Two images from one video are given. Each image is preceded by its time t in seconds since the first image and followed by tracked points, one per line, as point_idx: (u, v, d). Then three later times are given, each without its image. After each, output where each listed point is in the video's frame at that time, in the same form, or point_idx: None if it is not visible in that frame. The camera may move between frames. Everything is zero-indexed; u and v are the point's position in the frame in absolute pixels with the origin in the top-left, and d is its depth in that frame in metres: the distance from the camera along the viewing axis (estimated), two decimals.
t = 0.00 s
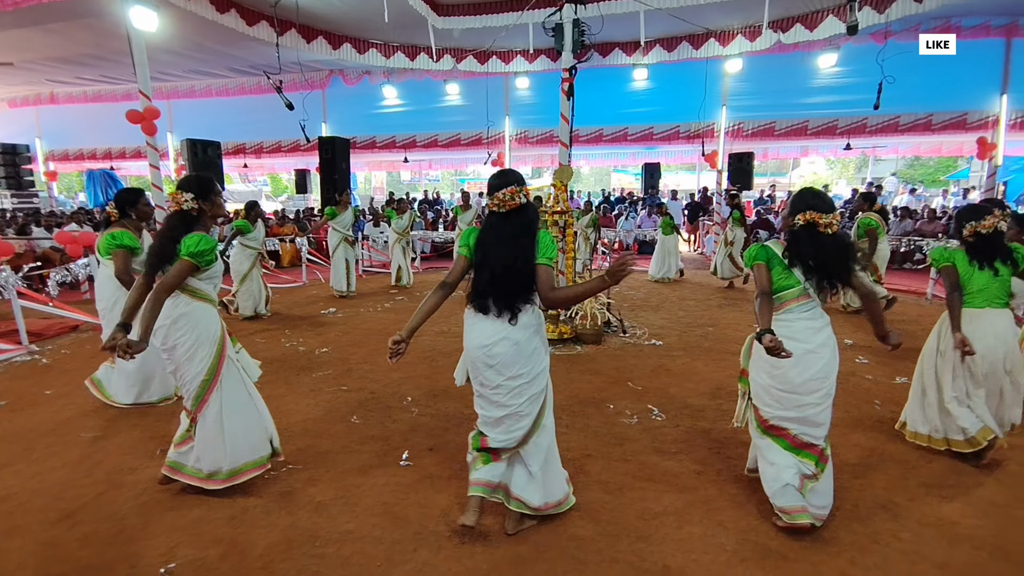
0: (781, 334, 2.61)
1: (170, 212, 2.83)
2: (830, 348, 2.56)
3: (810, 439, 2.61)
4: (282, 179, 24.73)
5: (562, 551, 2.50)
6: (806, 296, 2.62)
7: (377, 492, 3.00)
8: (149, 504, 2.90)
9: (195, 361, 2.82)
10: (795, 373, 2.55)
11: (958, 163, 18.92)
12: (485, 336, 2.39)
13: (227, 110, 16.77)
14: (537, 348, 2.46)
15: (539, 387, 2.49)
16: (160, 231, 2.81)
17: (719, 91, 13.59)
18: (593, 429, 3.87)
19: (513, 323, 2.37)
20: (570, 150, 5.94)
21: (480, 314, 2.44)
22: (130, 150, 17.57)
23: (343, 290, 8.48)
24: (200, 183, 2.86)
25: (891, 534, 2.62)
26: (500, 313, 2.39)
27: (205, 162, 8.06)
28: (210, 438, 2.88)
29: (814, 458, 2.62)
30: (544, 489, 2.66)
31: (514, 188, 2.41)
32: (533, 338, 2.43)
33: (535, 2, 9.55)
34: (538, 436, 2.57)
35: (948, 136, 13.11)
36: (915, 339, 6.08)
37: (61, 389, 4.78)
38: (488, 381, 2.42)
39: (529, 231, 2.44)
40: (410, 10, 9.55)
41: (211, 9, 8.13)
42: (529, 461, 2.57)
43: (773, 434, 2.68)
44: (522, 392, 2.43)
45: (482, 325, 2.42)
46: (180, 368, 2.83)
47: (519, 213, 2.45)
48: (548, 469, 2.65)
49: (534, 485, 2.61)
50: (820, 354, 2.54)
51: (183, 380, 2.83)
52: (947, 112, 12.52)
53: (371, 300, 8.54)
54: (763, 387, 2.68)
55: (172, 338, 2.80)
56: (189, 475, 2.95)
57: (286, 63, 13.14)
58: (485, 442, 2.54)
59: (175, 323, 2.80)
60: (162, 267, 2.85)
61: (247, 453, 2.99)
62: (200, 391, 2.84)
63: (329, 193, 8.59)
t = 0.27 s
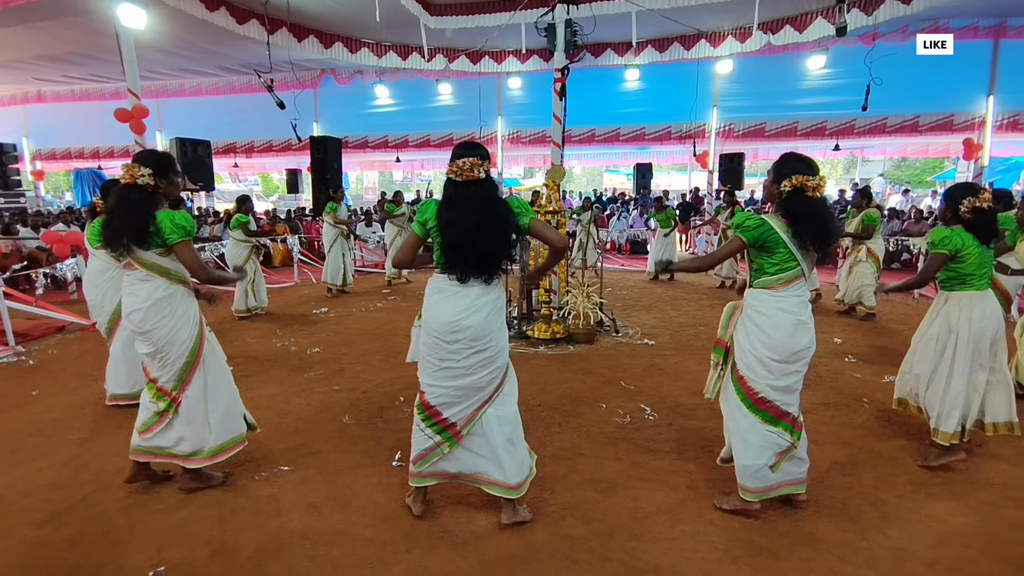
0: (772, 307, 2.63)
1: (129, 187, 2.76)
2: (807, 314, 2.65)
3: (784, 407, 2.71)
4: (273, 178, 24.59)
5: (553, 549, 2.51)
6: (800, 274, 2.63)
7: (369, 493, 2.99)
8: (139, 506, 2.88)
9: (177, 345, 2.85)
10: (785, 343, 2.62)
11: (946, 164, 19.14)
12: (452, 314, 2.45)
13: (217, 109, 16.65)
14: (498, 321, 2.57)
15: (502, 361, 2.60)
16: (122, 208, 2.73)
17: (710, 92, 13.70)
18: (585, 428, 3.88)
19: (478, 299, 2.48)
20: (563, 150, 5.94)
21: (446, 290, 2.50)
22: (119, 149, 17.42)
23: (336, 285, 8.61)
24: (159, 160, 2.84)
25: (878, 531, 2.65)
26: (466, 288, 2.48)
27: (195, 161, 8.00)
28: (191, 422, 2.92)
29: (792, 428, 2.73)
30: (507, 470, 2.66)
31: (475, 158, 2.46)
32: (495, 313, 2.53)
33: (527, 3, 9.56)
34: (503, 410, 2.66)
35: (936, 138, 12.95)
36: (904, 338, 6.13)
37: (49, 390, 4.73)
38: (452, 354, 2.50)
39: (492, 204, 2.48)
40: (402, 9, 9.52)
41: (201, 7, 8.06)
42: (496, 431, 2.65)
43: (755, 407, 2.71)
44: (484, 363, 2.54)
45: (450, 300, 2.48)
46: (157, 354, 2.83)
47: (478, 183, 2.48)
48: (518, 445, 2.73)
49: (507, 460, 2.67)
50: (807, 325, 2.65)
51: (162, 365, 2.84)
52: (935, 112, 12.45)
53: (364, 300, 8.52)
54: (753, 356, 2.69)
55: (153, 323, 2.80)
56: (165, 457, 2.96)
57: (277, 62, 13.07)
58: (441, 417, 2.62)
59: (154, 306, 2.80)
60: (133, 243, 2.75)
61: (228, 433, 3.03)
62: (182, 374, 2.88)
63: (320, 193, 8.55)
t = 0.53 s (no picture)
0: (757, 331, 2.62)
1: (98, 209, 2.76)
2: (792, 340, 2.66)
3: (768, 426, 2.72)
4: (268, 178, 24.50)
5: (553, 550, 2.51)
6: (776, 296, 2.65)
7: (367, 495, 2.98)
8: (136, 509, 2.86)
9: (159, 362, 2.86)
10: (770, 369, 2.62)
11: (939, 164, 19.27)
12: (414, 333, 2.48)
13: (211, 108, 16.58)
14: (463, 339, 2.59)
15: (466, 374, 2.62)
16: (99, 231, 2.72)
17: (706, 92, 13.76)
18: (584, 428, 3.88)
19: (444, 322, 2.50)
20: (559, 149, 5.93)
21: (412, 313, 2.51)
22: (112, 148, 17.32)
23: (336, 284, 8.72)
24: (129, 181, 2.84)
25: (876, 530, 2.66)
26: (431, 312, 2.49)
27: (188, 161, 7.94)
28: (177, 438, 2.93)
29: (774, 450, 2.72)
30: (481, 479, 2.67)
31: (442, 181, 2.45)
32: (460, 333, 2.55)
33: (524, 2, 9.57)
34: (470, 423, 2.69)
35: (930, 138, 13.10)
36: (899, 337, 6.16)
37: (43, 392, 4.70)
38: (418, 376, 2.53)
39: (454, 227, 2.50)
40: (398, 8, 9.50)
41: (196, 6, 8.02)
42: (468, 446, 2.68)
43: (735, 427, 2.71)
44: (452, 381, 2.57)
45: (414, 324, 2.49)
46: (138, 374, 2.81)
47: (443, 207, 2.48)
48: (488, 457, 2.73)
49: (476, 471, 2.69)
50: (790, 347, 2.65)
51: (144, 384, 2.84)
52: (927, 113, 12.59)
53: (360, 300, 8.49)
54: (739, 384, 2.66)
55: (133, 345, 2.77)
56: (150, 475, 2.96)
57: (272, 60, 13.03)
58: (415, 433, 2.65)
59: (134, 328, 2.77)
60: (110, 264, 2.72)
61: (215, 439, 3.09)
62: (165, 390, 2.90)
63: (316, 193, 8.53)
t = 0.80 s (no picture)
0: (753, 318, 2.60)
1: (96, 193, 2.69)
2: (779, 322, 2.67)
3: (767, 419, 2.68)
4: (267, 178, 24.48)
5: (551, 549, 2.50)
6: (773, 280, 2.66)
7: (364, 494, 2.97)
8: (131, 508, 2.84)
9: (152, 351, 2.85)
10: (767, 354, 2.60)
11: (938, 164, 19.28)
12: (412, 316, 2.45)
13: (210, 107, 16.56)
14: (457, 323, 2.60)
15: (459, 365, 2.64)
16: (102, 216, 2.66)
17: (705, 91, 13.69)
18: (582, 428, 3.87)
19: (440, 305, 2.49)
20: (557, 148, 5.92)
21: (406, 298, 2.49)
22: (110, 147, 17.30)
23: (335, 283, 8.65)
24: (121, 166, 2.79)
25: (875, 529, 2.65)
26: (425, 295, 2.48)
27: (186, 160, 7.91)
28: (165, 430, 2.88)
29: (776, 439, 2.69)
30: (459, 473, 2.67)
31: (435, 172, 2.49)
32: (455, 315, 2.56)
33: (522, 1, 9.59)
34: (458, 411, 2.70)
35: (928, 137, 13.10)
36: (898, 337, 6.16)
37: (40, 391, 4.67)
38: (413, 357, 2.49)
39: (448, 215, 2.55)
40: (396, 8, 9.50)
41: (194, 5, 8.01)
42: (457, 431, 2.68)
43: (734, 418, 2.67)
44: (445, 365, 2.56)
45: (411, 303, 2.47)
46: (132, 360, 2.79)
47: (435, 194, 2.52)
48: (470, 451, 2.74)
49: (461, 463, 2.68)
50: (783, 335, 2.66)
51: (137, 373, 2.81)
52: (926, 112, 12.56)
53: (358, 299, 8.48)
54: (735, 372, 2.64)
55: (134, 330, 2.76)
56: (132, 469, 2.85)
57: (270, 60, 13.03)
58: (403, 419, 2.61)
59: (136, 314, 2.76)
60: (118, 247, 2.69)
61: (182, 438, 3.07)
62: (155, 380, 2.87)
63: (315, 192, 8.56)
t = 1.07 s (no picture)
0: (766, 324, 2.54)
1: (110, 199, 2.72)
2: (795, 329, 2.61)
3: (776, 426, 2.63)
4: (267, 177, 24.49)
5: (550, 548, 2.50)
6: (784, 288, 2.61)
7: (363, 493, 2.96)
8: (130, 506, 2.85)
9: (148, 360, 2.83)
10: (779, 360, 2.54)
11: (939, 164, 19.26)
12: (413, 324, 2.39)
13: (210, 107, 16.57)
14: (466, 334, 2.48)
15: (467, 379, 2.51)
16: (110, 221, 2.67)
17: (705, 91, 13.72)
18: (581, 427, 3.87)
19: (443, 313, 2.38)
20: (557, 148, 5.91)
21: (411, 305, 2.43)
22: (110, 147, 17.31)
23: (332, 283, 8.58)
24: (134, 174, 2.81)
25: (875, 528, 2.65)
26: (428, 301, 2.39)
27: (186, 160, 7.91)
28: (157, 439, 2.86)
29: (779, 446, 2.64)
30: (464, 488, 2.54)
31: (449, 172, 2.45)
32: (462, 326, 2.45)
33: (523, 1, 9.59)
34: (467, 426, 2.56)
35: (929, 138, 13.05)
36: (898, 336, 6.15)
37: (40, 390, 4.68)
38: (413, 366, 2.42)
39: (458, 220, 2.45)
40: (396, 7, 9.50)
41: (194, 5, 8.01)
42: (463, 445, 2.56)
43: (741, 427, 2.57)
44: (450, 379, 2.47)
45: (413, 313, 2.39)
46: (128, 368, 2.77)
47: (449, 198, 2.47)
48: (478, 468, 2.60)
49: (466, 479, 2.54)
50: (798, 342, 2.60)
51: (133, 381, 2.79)
52: (926, 112, 12.52)
53: (358, 299, 8.47)
54: (746, 378, 2.55)
55: (134, 338, 2.75)
56: (120, 476, 2.80)
57: (271, 59, 13.03)
58: (411, 431, 2.55)
59: (128, 321, 2.73)
60: (118, 256, 2.68)
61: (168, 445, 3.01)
62: (150, 390, 2.85)
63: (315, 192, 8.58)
